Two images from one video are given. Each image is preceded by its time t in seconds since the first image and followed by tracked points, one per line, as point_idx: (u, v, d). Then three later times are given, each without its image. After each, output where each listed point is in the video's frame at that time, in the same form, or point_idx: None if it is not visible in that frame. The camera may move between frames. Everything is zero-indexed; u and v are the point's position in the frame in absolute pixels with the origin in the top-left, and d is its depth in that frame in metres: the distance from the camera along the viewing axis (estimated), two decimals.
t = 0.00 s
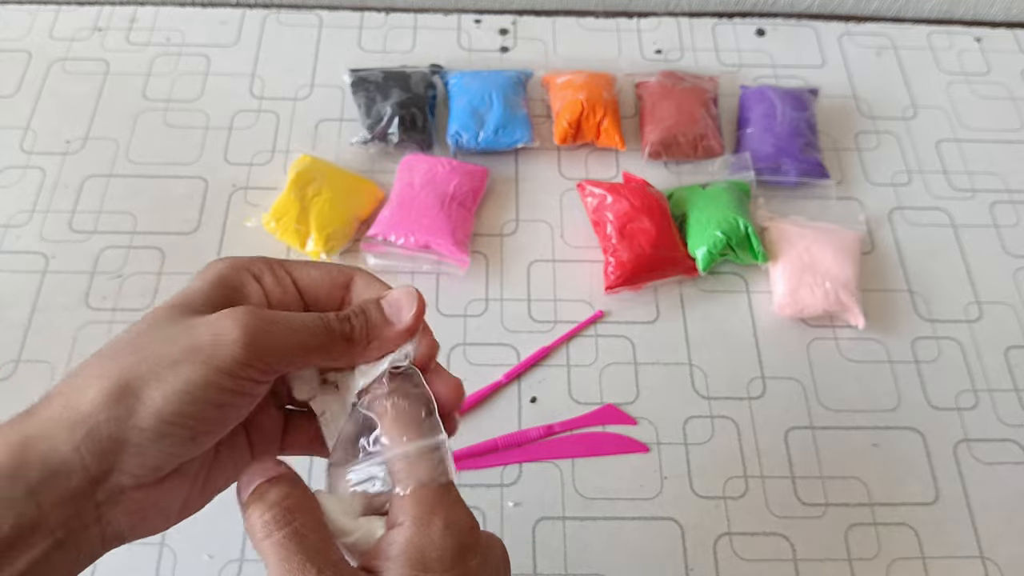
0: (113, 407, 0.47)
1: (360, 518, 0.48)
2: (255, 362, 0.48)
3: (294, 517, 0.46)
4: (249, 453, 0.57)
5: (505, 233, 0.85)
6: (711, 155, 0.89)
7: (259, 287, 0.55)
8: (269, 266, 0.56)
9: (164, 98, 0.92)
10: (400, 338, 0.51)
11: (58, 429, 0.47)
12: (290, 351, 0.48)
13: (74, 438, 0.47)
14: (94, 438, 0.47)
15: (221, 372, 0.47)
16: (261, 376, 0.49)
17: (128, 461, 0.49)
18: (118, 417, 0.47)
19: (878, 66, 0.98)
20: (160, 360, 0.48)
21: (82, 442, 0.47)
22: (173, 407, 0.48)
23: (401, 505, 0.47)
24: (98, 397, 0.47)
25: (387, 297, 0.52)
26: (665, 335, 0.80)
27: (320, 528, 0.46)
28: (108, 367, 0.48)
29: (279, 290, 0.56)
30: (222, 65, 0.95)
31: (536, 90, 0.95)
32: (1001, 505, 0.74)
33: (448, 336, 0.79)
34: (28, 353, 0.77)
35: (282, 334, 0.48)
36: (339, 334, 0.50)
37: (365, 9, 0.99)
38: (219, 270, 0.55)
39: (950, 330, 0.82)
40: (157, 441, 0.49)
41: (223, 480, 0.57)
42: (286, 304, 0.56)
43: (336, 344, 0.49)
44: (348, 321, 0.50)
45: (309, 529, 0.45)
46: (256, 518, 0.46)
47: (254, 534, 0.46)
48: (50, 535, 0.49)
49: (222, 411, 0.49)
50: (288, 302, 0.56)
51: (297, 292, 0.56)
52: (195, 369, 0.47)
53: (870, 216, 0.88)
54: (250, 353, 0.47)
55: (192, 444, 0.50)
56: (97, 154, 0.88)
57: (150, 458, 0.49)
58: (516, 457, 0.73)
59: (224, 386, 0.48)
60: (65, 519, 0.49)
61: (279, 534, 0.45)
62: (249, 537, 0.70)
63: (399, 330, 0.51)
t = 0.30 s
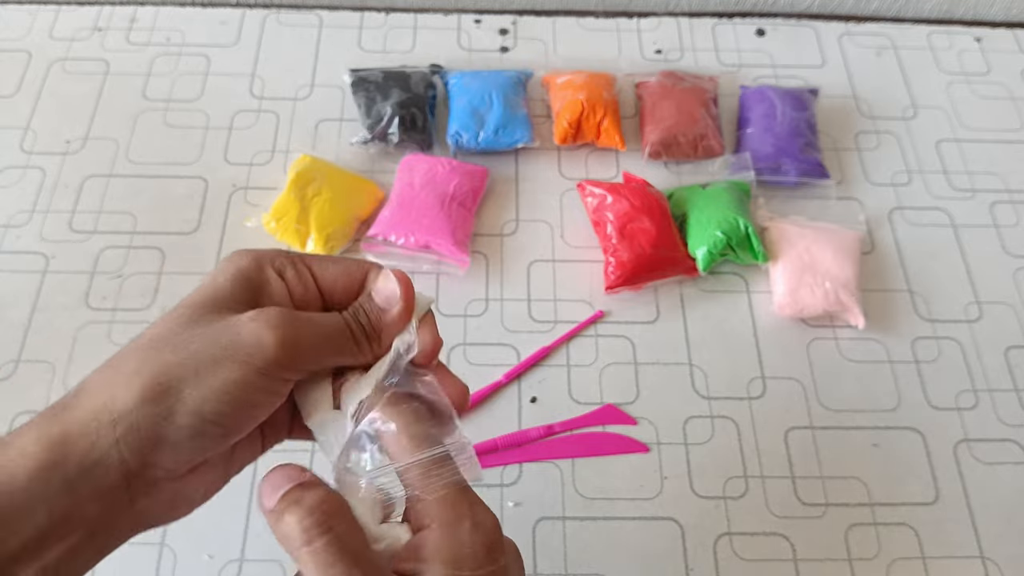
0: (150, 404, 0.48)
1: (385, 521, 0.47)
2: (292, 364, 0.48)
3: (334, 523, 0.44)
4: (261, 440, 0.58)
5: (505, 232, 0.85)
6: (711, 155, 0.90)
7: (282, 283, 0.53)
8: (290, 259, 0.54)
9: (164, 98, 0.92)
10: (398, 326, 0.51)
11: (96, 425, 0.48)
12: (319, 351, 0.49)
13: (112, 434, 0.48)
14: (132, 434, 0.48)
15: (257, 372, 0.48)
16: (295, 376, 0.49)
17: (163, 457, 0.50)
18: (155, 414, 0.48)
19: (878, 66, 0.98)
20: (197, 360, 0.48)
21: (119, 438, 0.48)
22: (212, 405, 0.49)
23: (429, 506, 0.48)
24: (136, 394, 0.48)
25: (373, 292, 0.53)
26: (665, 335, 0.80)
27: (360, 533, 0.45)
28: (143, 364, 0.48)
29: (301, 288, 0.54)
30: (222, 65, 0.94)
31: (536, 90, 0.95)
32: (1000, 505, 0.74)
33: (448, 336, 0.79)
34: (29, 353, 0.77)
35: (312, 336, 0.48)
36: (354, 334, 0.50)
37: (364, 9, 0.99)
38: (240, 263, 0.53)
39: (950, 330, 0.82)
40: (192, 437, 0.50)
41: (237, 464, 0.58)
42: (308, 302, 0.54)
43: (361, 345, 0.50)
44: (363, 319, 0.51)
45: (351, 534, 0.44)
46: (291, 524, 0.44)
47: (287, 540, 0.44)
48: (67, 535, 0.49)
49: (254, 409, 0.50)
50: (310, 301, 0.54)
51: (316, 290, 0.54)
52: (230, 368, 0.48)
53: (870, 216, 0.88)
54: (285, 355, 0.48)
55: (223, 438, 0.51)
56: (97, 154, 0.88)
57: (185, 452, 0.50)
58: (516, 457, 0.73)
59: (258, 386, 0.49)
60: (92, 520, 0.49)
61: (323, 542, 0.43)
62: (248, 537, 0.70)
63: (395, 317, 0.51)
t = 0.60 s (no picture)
0: (164, 394, 0.48)
1: None
2: (302, 356, 0.50)
3: None
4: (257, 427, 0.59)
5: (505, 233, 0.85)
6: (711, 155, 0.90)
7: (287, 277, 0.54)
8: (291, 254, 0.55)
9: (164, 99, 0.92)
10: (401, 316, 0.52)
11: (109, 415, 0.47)
12: (327, 344, 0.50)
13: (125, 423, 0.47)
14: (146, 423, 0.48)
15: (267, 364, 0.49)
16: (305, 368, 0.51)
17: (170, 445, 0.49)
18: (168, 404, 0.48)
19: (879, 66, 0.98)
20: (209, 349, 0.49)
21: (132, 426, 0.48)
22: (224, 396, 0.49)
23: (452, 522, 0.47)
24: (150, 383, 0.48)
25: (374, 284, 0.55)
26: (665, 335, 0.80)
27: None
28: (157, 355, 0.48)
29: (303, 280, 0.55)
30: (222, 65, 0.94)
31: (536, 90, 0.95)
32: (1000, 505, 0.74)
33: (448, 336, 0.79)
34: (28, 353, 0.77)
35: (318, 329, 0.50)
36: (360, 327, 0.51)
37: (365, 9, 0.99)
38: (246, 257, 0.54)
39: (950, 330, 0.82)
40: (201, 427, 0.50)
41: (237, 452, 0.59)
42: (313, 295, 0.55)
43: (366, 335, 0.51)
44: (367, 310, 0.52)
45: None
46: None
47: None
48: (79, 520, 0.48)
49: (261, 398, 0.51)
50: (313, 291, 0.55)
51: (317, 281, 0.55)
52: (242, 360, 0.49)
53: (870, 216, 0.88)
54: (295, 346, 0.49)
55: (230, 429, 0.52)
56: (97, 154, 0.88)
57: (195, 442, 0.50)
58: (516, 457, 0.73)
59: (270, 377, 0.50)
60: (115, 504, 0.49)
61: None
62: (249, 537, 0.70)
63: (400, 310, 0.52)
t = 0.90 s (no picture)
0: (144, 437, 0.47)
1: None
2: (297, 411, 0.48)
3: None
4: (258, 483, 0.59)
5: (505, 232, 0.85)
6: (711, 155, 0.90)
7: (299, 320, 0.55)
8: (309, 296, 0.56)
9: (164, 99, 0.92)
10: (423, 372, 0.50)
11: (86, 450, 0.47)
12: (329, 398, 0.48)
13: (102, 462, 0.47)
14: (121, 464, 0.47)
15: (257, 416, 0.48)
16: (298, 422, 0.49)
17: (147, 487, 0.48)
18: (148, 448, 0.48)
19: (879, 66, 0.98)
20: (199, 393, 0.48)
21: (109, 463, 0.47)
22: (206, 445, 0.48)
23: (455, 534, 0.46)
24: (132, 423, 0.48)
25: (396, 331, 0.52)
26: (665, 335, 0.80)
27: None
28: (144, 393, 0.48)
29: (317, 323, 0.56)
30: (222, 65, 0.94)
31: (536, 90, 0.95)
32: (1000, 505, 0.74)
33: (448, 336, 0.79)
34: (28, 353, 0.77)
35: (321, 382, 0.48)
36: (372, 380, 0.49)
37: (365, 9, 0.99)
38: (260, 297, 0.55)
39: (950, 330, 0.82)
40: (178, 474, 0.49)
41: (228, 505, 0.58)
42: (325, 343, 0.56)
43: (371, 389, 0.49)
44: (383, 362, 0.50)
45: None
46: None
47: None
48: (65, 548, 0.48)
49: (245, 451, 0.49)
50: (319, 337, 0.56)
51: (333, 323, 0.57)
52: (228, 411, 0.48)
53: (870, 216, 0.88)
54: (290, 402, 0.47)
55: (212, 480, 0.51)
56: (97, 154, 0.88)
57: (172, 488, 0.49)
58: (516, 457, 0.73)
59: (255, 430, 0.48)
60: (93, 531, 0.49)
61: None
62: (248, 537, 0.70)
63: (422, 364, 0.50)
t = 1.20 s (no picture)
0: (150, 477, 0.48)
1: None
2: (300, 449, 0.47)
3: None
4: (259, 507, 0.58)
5: (505, 232, 0.85)
6: (711, 156, 0.89)
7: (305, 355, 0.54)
8: (314, 330, 0.55)
9: (164, 99, 0.92)
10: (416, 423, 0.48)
11: (91, 491, 0.48)
12: (331, 438, 0.47)
13: (107, 503, 0.48)
14: (128, 504, 0.48)
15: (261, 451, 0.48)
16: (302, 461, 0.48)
17: (154, 524, 0.49)
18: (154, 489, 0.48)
19: (879, 66, 0.98)
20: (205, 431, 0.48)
21: (117, 504, 0.48)
22: (214, 484, 0.48)
23: None
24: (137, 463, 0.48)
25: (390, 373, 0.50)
26: (665, 335, 0.80)
27: None
28: (149, 433, 0.48)
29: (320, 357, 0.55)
30: (222, 65, 0.94)
31: (536, 90, 0.95)
32: (1000, 505, 0.74)
33: (448, 336, 0.79)
34: (28, 353, 0.77)
35: (322, 421, 0.47)
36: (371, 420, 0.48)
37: (364, 9, 0.99)
38: (266, 332, 0.55)
39: (950, 330, 0.82)
40: (186, 512, 0.49)
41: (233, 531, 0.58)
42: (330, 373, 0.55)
43: (371, 429, 0.48)
44: (382, 402, 0.48)
45: None
46: None
47: None
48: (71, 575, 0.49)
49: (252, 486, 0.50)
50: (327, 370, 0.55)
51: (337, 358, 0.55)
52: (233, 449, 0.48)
53: (870, 216, 0.88)
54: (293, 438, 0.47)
55: (218, 516, 0.51)
56: (97, 154, 0.88)
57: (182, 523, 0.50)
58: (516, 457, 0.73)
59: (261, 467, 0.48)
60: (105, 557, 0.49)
61: None
62: (248, 537, 0.70)
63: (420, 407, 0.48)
